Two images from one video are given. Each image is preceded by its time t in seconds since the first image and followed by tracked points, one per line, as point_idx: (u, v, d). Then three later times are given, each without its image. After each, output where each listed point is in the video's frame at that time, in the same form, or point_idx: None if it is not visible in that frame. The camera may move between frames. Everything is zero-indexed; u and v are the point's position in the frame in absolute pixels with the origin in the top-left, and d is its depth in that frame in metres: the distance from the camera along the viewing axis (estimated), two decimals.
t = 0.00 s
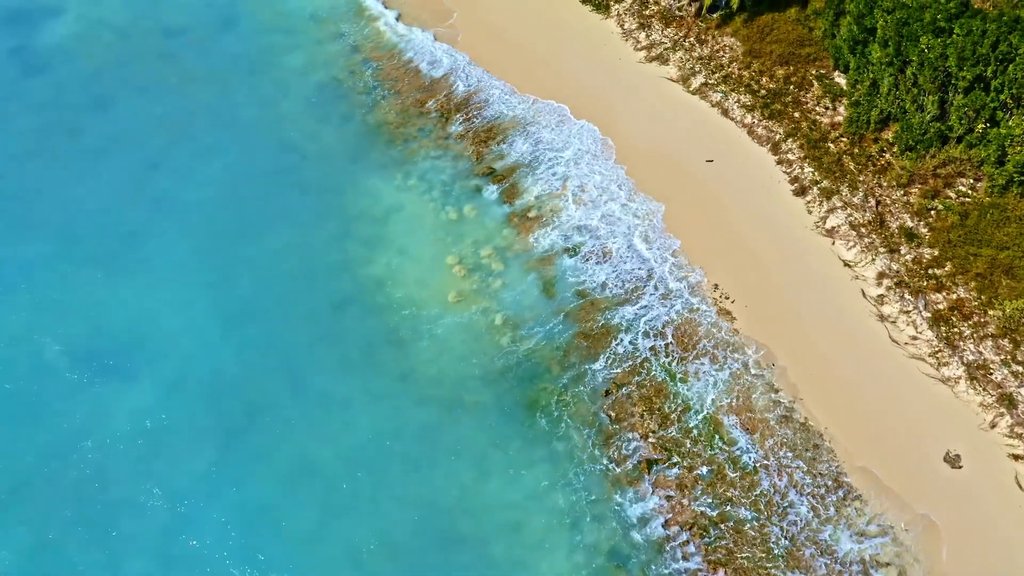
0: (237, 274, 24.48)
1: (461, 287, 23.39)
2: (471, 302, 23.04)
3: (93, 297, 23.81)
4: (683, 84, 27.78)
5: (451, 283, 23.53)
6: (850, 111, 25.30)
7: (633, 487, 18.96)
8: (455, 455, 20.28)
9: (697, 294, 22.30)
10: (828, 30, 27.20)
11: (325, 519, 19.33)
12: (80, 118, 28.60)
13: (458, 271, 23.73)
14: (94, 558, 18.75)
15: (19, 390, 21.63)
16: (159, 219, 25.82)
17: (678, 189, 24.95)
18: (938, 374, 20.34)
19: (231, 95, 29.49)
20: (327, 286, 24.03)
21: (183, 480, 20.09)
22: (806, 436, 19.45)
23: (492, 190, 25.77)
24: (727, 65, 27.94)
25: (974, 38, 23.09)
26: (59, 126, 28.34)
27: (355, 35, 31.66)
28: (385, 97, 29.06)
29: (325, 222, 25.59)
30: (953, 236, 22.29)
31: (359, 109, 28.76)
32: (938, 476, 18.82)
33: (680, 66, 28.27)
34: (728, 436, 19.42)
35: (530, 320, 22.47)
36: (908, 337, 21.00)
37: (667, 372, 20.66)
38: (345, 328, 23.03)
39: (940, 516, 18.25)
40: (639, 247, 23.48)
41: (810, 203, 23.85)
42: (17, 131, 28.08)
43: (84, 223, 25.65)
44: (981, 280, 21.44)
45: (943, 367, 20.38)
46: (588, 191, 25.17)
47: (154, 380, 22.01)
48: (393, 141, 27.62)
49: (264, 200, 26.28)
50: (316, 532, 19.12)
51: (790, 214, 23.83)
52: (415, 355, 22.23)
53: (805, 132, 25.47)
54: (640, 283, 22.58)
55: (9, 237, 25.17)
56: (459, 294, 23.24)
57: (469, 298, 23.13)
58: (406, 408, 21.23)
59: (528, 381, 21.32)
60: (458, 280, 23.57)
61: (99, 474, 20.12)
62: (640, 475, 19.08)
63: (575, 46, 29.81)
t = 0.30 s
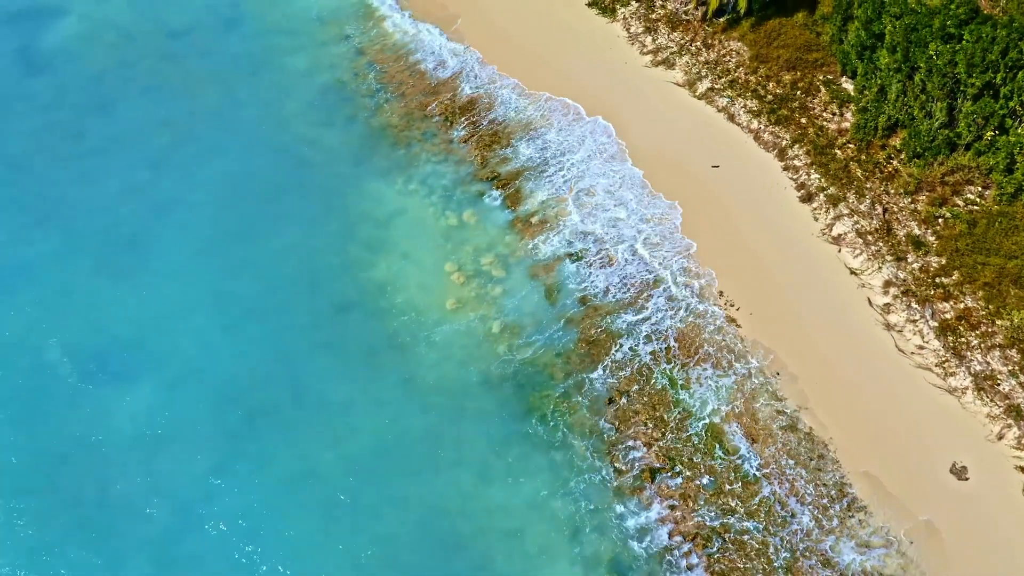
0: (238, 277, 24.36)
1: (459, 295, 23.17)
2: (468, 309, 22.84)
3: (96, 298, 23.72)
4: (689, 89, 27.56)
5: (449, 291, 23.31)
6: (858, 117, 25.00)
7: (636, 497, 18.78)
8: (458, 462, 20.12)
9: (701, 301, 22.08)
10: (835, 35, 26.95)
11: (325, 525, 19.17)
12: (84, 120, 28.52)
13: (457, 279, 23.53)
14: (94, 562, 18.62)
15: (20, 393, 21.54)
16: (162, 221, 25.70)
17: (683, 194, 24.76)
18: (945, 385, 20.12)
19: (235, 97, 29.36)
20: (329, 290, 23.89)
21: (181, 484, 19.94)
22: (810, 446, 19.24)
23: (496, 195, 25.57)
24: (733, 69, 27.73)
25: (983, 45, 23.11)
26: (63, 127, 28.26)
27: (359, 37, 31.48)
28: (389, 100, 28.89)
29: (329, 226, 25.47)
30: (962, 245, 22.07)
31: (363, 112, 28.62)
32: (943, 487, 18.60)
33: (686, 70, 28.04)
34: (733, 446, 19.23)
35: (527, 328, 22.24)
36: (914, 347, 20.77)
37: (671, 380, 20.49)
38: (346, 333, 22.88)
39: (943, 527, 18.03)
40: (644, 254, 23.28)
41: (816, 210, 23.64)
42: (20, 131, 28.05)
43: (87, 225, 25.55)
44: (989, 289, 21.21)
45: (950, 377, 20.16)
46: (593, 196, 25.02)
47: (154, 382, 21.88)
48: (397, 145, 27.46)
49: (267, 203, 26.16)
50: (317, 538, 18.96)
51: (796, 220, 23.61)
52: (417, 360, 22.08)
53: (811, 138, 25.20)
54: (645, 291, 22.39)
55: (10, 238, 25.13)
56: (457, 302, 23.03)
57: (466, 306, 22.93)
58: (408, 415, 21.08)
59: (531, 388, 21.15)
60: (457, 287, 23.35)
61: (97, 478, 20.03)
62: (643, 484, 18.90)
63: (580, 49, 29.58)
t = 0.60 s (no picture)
0: (240, 280, 24.25)
1: (458, 302, 22.98)
2: (467, 317, 22.66)
3: (98, 300, 23.65)
4: (695, 93, 27.32)
5: (448, 298, 23.11)
6: (865, 123, 24.77)
7: (639, 506, 18.62)
8: (459, 469, 20.00)
9: (706, 309, 21.90)
10: (843, 40, 26.67)
11: (325, 531, 19.05)
12: (88, 121, 28.46)
13: (455, 287, 23.31)
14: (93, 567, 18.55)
15: (21, 395, 21.48)
16: (165, 223, 25.62)
17: (689, 201, 24.58)
18: (952, 396, 19.89)
19: (240, 99, 29.26)
20: (331, 294, 23.78)
21: (180, 489, 19.82)
22: (815, 456, 19.06)
23: (500, 200, 25.40)
24: (740, 74, 27.52)
25: (993, 51, 22.95)
26: (67, 128, 28.21)
27: (364, 38, 31.28)
28: (393, 103, 28.71)
29: (332, 229, 25.35)
30: (970, 253, 21.84)
31: (368, 114, 28.46)
32: (950, 498, 18.41)
33: (693, 75, 27.83)
34: (736, 455, 19.06)
35: (528, 336, 22.06)
36: (921, 357, 20.54)
37: (674, 388, 20.31)
38: (349, 338, 22.74)
39: (948, 540, 17.88)
40: (649, 260, 23.11)
41: (822, 217, 23.42)
42: (23, 132, 28.00)
43: (90, 226, 25.48)
44: (997, 299, 20.97)
45: (957, 388, 19.93)
46: (598, 201, 24.88)
47: (155, 385, 21.75)
48: (401, 148, 27.33)
49: (270, 206, 26.07)
50: (317, 545, 18.84)
51: (802, 227, 23.41)
52: (419, 366, 21.94)
53: (818, 144, 24.97)
54: (648, 298, 22.21)
55: (12, 239, 25.06)
56: (455, 309, 22.85)
57: (465, 313, 22.74)
58: (409, 421, 20.96)
59: (533, 395, 20.99)
60: (456, 295, 23.14)
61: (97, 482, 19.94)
62: (646, 493, 18.74)
63: (585, 53, 29.38)
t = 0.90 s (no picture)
0: (243, 283, 24.13)
1: (457, 310, 22.79)
2: (467, 325, 22.49)
3: (101, 301, 23.55)
4: (702, 99, 27.14)
5: (448, 306, 22.93)
6: (874, 130, 24.51)
7: (642, 516, 18.45)
8: (462, 476, 19.84)
9: (712, 317, 21.70)
10: (852, 46, 26.48)
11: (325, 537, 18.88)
12: (92, 121, 28.38)
13: (454, 296, 23.09)
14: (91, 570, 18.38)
15: (21, 394, 21.32)
16: (168, 225, 25.50)
17: (695, 206, 24.36)
18: (960, 407, 19.69)
19: (244, 101, 29.14)
20: (334, 299, 23.64)
21: (180, 493, 19.67)
22: (820, 467, 18.87)
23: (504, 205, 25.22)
24: (748, 79, 27.29)
25: (1004, 59, 23.09)
26: (71, 128, 28.13)
27: (369, 40, 31.13)
28: (398, 106, 28.57)
29: (336, 233, 25.22)
30: (979, 263, 21.61)
31: (373, 118, 28.33)
32: (956, 512, 18.22)
33: (700, 80, 27.63)
34: (740, 465, 18.88)
35: (531, 343, 21.90)
36: (928, 367, 20.34)
37: (678, 398, 20.13)
38: (351, 343, 22.60)
39: (954, 553, 17.71)
40: (654, 267, 22.92)
41: (830, 224, 23.24)
42: (27, 132, 27.90)
43: (93, 227, 25.38)
44: (1006, 309, 20.70)
45: (965, 399, 19.72)
46: (603, 206, 24.69)
47: (155, 388, 21.62)
48: (406, 151, 27.20)
49: (274, 209, 25.95)
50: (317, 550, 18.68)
51: (809, 233, 23.24)
52: (421, 372, 21.80)
53: (826, 151, 24.74)
54: (653, 305, 22.03)
55: (14, 239, 24.92)
56: (454, 317, 22.65)
57: (464, 322, 22.56)
58: (411, 427, 20.82)
59: (537, 402, 20.84)
60: (456, 303, 22.94)
61: (95, 484, 19.75)
62: (650, 503, 18.58)
63: (591, 56, 29.20)
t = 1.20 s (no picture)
0: (246, 285, 24.01)
1: (457, 319, 22.61)
2: (472, 330, 22.34)
3: (104, 302, 23.45)
4: (711, 104, 26.92)
5: (447, 315, 22.74)
6: (884, 138, 24.28)
7: (647, 526, 18.27)
8: (464, 483, 19.68)
9: (718, 325, 21.50)
10: (863, 52, 26.03)
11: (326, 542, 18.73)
12: (98, 121, 28.31)
13: (454, 305, 22.89)
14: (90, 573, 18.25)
15: (22, 394, 21.21)
16: (172, 226, 25.40)
17: (704, 212, 24.15)
18: (969, 420, 19.43)
19: (251, 102, 29.04)
20: (338, 303, 23.52)
21: (180, 497, 19.57)
22: (826, 478, 18.66)
23: (510, 210, 25.04)
24: (757, 85, 27.08)
25: (1017, 67, 22.91)
26: (77, 128, 28.06)
27: (377, 42, 30.99)
28: (405, 109, 28.43)
29: (341, 236, 25.10)
30: (989, 274, 21.28)
31: (380, 120, 28.20)
32: (965, 526, 17.95)
33: (708, 85, 27.43)
34: (746, 476, 18.68)
35: (535, 350, 21.72)
36: (937, 379, 20.08)
37: (683, 406, 19.93)
38: (355, 347, 22.47)
39: (961, 564, 17.49)
40: (659, 274, 22.72)
41: (839, 232, 23.01)
42: (32, 132, 27.87)
43: (97, 228, 25.29)
44: (1017, 321, 20.36)
45: (975, 412, 19.46)
46: (610, 211, 24.49)
47: (158, 392, 21.52)
48: (413, 154, 27.06)
49: (279, 212, 25.83)
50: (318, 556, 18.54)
51: (817, 241, 23.04)
52: (425, 378, 21.65)
53: (835, 158, 24.45)
54: (658, 313, 21.82)
55: (18, 239, 24.88)
56: (454, 325, 22.49)
57: (468, 328, 22.40)
58: (415, 433, 20.67)
59: (541, 410, 20.67)
60: (454, 313, 22.73)
61: (95, 485, 19.63)
62: (654, 513, 18.40)
63: (599, 60, 29.01)
